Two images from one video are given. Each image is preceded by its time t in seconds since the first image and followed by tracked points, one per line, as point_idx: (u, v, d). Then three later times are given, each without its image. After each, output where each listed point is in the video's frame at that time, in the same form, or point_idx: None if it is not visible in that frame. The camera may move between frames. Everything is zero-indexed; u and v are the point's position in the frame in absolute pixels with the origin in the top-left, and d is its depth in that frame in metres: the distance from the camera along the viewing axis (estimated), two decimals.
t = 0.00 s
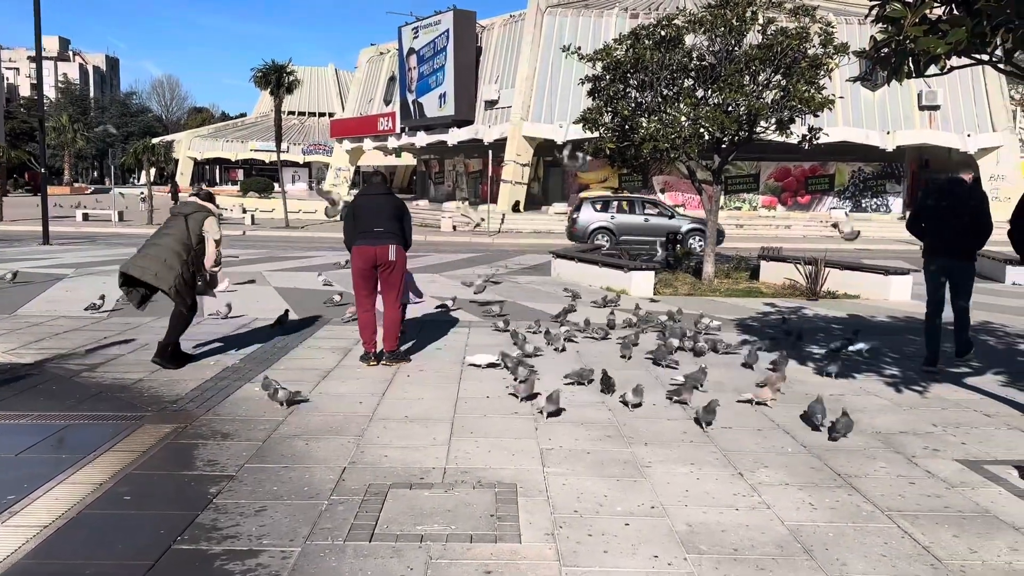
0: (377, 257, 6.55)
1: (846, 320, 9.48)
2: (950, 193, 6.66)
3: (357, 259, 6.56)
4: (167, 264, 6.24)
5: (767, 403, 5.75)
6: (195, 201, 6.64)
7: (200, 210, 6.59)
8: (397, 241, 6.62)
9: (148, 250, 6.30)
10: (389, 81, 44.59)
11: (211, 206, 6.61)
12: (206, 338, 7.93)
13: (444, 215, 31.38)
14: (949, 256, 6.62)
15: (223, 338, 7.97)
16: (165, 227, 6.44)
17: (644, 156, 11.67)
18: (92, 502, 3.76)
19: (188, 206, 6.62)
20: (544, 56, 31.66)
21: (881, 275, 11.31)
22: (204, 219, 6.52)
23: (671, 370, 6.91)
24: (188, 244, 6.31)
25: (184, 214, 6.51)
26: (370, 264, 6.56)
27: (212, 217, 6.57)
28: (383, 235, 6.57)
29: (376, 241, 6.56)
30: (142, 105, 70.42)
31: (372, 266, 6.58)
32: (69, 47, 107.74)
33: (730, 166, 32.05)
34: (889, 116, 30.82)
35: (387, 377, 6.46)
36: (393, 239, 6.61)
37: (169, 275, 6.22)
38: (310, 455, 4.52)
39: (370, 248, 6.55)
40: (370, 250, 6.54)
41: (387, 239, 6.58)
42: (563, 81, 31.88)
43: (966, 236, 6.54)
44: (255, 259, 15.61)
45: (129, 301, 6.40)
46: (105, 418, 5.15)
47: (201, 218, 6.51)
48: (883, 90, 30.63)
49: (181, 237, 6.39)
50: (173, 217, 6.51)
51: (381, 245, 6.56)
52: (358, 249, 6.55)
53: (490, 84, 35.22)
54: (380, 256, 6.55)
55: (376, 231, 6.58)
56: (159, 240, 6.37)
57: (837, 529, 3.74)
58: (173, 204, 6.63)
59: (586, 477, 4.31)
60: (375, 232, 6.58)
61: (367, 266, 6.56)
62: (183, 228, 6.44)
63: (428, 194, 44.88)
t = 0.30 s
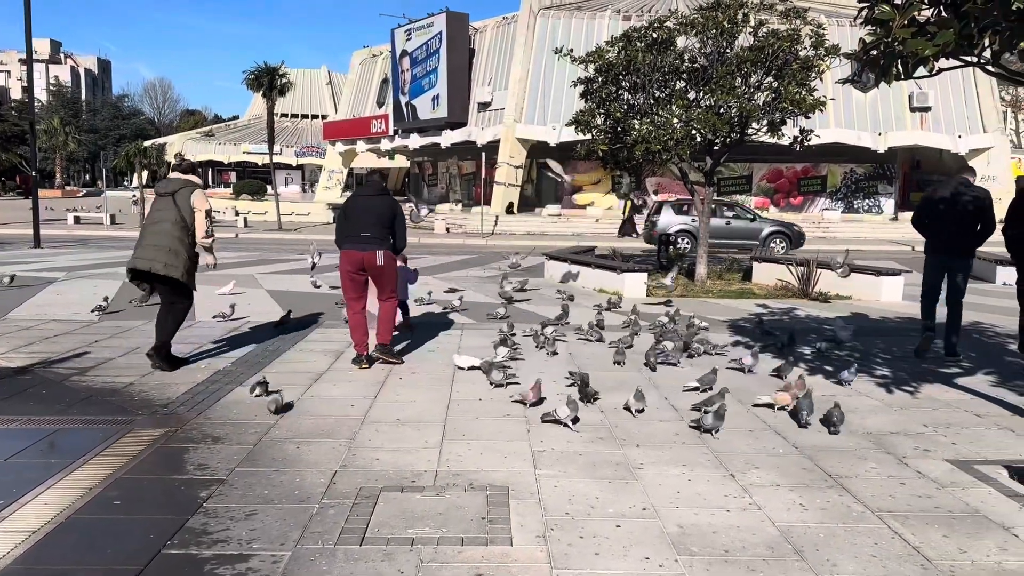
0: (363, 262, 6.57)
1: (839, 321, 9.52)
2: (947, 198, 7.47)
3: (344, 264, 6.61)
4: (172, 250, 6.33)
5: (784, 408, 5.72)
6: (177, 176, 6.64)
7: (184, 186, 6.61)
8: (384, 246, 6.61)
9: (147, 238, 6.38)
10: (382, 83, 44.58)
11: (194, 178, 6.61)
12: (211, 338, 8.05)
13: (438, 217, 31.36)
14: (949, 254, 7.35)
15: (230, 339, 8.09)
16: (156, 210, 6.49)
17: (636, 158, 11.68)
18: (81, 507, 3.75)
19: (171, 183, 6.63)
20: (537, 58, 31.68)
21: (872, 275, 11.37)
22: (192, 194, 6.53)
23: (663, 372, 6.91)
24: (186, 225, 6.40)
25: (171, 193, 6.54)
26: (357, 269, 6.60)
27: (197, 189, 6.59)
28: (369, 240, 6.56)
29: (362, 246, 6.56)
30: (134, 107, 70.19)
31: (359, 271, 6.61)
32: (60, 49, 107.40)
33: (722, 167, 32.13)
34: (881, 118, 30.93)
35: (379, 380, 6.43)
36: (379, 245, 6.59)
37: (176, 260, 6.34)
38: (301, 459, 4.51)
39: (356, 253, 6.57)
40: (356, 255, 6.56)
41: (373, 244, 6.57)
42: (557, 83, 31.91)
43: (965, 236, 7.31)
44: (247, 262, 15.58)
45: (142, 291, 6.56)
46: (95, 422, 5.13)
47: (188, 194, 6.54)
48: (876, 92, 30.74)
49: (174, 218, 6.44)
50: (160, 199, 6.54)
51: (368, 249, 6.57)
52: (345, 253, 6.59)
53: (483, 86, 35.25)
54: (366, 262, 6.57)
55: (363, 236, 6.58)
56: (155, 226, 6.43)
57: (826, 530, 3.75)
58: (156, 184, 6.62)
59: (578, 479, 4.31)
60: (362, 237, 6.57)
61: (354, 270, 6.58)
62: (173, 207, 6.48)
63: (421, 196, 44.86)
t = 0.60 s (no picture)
0: (355, 266, 6.57)
1: (829, 323, 9.55)
2: (944, 200, 7.44)
3: (337, 267, 6.63)
4: (173, 254, 6.59)
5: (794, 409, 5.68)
6: (162, 176, 6.77)
7: (171, 184, 6.75)
8: (376, 252, 6.60)
9: (147, 245, 6.60)
10: (373, 86, 44.55)
11: (179, 175, 6.74)
12: (208, 340, 8.10)
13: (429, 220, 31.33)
14: (940, 256, 7.37)
15: (227, 340, 8.15)
16: (148, 213, 6.65)
17: (627, 160, 11.71)
18: (69, 514, 3.72)
19: (157, 183, 6.76)
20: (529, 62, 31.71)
21: (863, 277, 11.40)
22: (181, 193, 6.68)
23: (654, 374, 6.92)
24: (181, 227, 6.62)
25: (160, 194, 6.69)
26: (349, 273, 6.60)
27: (184, 186, 6.74)
28: (362, 245, 6.57)
29: (355, 250, 6.58)
30: (124, 111, 69.93)
31: (350, 275, 6.61)
32: (50, 53, 107.03)
33: (713, 170, 32.19)
34: (872, 121, 31.07)
35: (369, 383, 6.42)
36: (372, 250, 6.59)
37: (179, 263, 6.61)
38: (291, 463, 4.50)
39: (349, 257, 6.58)
40: (348, 259, 6.57)
41: (366, 249, 6.58)
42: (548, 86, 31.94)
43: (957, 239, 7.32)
44: (238, 265, 15.52)
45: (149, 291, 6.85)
46: (84, 427, 5.10)
47: (176, 192, 6.69)
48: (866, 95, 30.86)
49: (168, 220, 6.63)
50: (150, 201, 6.70)
51: (360, 254, 6.57)
52: (338, 257, 6.61)
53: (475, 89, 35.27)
54: (357, 266, 6.57)
55: (357, 240, 6.59)
56: (153, 231, 6.63)
57: (817, 531, 3.76)
58: (142, 187, 6.74)
59: (569, 482, 4.31)
60: (356, 241, 6.58)
61: (346, 274, 6.59)
62: (164, 208, 6.65)
63: (413, 199, 44.82)
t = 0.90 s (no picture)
0: (343, 269, 6.55)
1: (819, 325, 9.59)
2: (927, 204, 7.80)
3: (326, 269, 6.61)
4: (177, 263, 6.68)
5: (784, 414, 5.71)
6: (168, 185, 6.80)
7: (176, 194, 6.79)
8: (364, 255, 6.59)
9: (151, 254, 6.66)
10: (363, 90, 44.51)
11: (186, 185, 6.78)
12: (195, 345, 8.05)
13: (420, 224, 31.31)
14: (918, 257, 7.80)
15: (216, 346, 8.11)
16: (153, 222, 6.69)
17: (618, 164, 11.74)
18: (57, 521, 3.70)
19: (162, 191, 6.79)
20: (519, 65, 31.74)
21: (852, 280, 11.45)
22: (186, 203, 6.73)
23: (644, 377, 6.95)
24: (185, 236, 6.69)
25: (164, 203, 6.73)
26: (337, 276, 6.58)
27: (189, 196, 6.78)
28: (351, 247, 6.57)
29: (344, 253, 6.57)
30: (113, 115, 69.65)
31: (339, 277, 6.58)
32: (38, 57, 106.49)
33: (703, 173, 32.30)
34: (861, 124, 31.24)
35: (360, 388, 6.39)
36: (361, 252, 6.59)
37: (182, 272, 6.70)
38: (280, 469, 4.48)
39: (338, 260, 6.56)
40: (337, 261, 6.56)
41: (355, 251, 6.58)
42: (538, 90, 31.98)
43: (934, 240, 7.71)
44: (227, 270, 15.47)
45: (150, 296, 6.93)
46: (73, 433, 5.07)
47: (181, 203, 6.74)
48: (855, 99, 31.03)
49: (171, 229, 6.69)
50: (154, 209, 6.73)
51: (349, 257, 6.56)
52: (327, 260, 6.59)
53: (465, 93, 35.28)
54: (346, 268, 6.55)
55: (345, 242, 6.60)
56: (156, 240, 6.69)
57: (805, 533, 3.77)
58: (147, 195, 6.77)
59: (560, 486, 4.31)
60: (346, 244, 6.59)
61: (334, 276, 6.57)
62: (169, 218, 6.70)
63: (404, 203, 44.78)
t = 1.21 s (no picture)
0: (326, 272, 6.57)
1: (808, 328, 9.62)
2: (912, 204, 7.94)
3: (309, 273, 6.62)
4: (180, 265, 6.96)
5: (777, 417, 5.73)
6: (172, 187, 7.04)
7: (180, 196, 7.03)
8: (348, 258, 6.60)
9: (154, 254, 6.91)
10: (352, 94, 44.46)
11: (190, 188, 7.02)
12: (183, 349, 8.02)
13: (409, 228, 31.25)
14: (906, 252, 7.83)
15: (205, 351, 8.09)
16: (157, 223, 6.94)
17: (606, 168, 11.76)
18: (44, 528, 3.68)
19: (167, 193, 7.03)
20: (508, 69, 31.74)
21: (840, 283, 11.49)
22: (189, 206, 6.97)
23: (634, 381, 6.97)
24: (188, 238, 6.94)
25: (168, 204, 6.96)
26: (322, 280, 6.60)
27: (192, 199, 7.02)
28: (334, 250, 6.57)
29: (327, 256, 6.58)
30: (100, 119, 69.25)
31: (322, 280, 6.60)
32: (25, 62, 105.86)
33: (692, 176, 32.42)
34: (848, 128, 31.41)
35: (349, 394, 6.38)
36: (344, 255, 6.59)
37: (185, 273, 6.98)
38: (269, 475, 4.46)
39: (321, 264, 6.58)
40: (320, 265, 6.57)
41: (339, 255, 6.58)
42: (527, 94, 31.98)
43: (921, 236, 7.80)
44: (216, 275, 15.38)
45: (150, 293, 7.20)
46: (60, 440, 5.05)
47: (184, 205, 6.97)
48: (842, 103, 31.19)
49: (175, 231, 6.94)
50: (158, 210, 6.97)
51: (332, 260, 6.57)
52: (311, 263, 6.60)
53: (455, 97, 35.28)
54: (330, 272, 6.57)
55: (328, 246, 6.59)
56: (159, 241, 6.95)
57: (795, 536, 3.79)
58: (151, 195, 6.99)
59: (550, 491, 4.31)
60: (329, 247, 6.58)
61: (317, 280, 6.59)
62: (172, 220, 6.95)
63: (393, 207, 44.72)
